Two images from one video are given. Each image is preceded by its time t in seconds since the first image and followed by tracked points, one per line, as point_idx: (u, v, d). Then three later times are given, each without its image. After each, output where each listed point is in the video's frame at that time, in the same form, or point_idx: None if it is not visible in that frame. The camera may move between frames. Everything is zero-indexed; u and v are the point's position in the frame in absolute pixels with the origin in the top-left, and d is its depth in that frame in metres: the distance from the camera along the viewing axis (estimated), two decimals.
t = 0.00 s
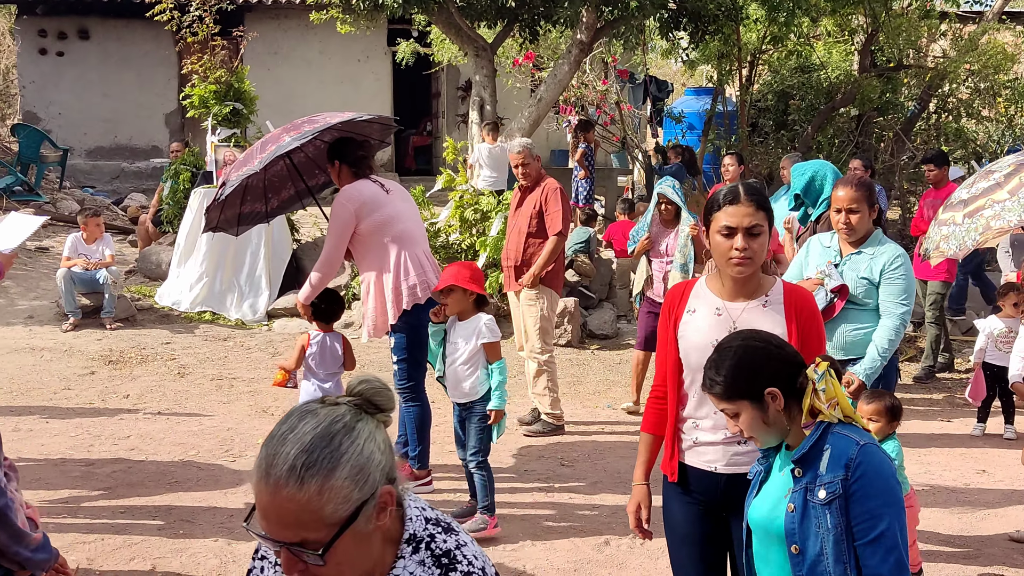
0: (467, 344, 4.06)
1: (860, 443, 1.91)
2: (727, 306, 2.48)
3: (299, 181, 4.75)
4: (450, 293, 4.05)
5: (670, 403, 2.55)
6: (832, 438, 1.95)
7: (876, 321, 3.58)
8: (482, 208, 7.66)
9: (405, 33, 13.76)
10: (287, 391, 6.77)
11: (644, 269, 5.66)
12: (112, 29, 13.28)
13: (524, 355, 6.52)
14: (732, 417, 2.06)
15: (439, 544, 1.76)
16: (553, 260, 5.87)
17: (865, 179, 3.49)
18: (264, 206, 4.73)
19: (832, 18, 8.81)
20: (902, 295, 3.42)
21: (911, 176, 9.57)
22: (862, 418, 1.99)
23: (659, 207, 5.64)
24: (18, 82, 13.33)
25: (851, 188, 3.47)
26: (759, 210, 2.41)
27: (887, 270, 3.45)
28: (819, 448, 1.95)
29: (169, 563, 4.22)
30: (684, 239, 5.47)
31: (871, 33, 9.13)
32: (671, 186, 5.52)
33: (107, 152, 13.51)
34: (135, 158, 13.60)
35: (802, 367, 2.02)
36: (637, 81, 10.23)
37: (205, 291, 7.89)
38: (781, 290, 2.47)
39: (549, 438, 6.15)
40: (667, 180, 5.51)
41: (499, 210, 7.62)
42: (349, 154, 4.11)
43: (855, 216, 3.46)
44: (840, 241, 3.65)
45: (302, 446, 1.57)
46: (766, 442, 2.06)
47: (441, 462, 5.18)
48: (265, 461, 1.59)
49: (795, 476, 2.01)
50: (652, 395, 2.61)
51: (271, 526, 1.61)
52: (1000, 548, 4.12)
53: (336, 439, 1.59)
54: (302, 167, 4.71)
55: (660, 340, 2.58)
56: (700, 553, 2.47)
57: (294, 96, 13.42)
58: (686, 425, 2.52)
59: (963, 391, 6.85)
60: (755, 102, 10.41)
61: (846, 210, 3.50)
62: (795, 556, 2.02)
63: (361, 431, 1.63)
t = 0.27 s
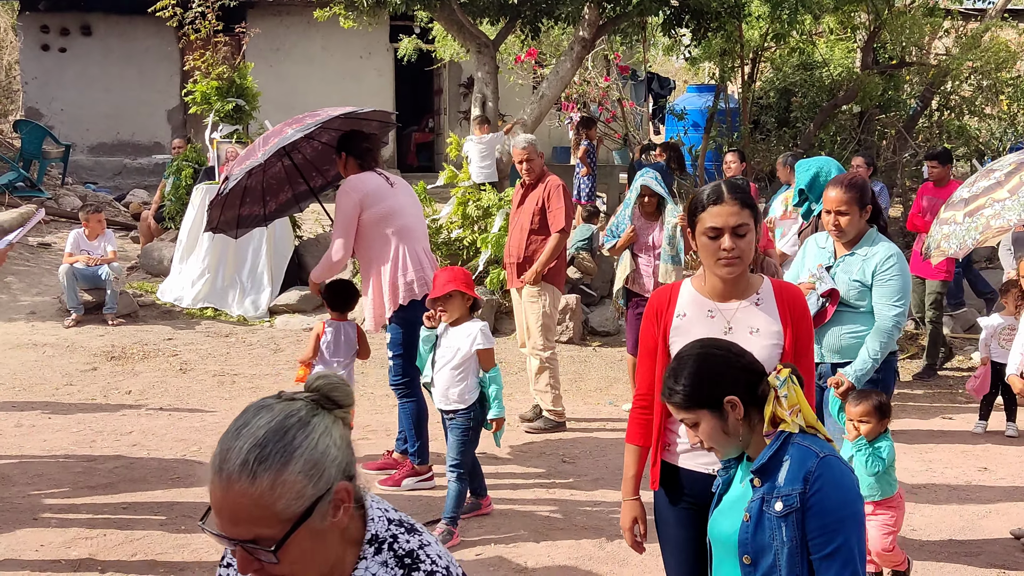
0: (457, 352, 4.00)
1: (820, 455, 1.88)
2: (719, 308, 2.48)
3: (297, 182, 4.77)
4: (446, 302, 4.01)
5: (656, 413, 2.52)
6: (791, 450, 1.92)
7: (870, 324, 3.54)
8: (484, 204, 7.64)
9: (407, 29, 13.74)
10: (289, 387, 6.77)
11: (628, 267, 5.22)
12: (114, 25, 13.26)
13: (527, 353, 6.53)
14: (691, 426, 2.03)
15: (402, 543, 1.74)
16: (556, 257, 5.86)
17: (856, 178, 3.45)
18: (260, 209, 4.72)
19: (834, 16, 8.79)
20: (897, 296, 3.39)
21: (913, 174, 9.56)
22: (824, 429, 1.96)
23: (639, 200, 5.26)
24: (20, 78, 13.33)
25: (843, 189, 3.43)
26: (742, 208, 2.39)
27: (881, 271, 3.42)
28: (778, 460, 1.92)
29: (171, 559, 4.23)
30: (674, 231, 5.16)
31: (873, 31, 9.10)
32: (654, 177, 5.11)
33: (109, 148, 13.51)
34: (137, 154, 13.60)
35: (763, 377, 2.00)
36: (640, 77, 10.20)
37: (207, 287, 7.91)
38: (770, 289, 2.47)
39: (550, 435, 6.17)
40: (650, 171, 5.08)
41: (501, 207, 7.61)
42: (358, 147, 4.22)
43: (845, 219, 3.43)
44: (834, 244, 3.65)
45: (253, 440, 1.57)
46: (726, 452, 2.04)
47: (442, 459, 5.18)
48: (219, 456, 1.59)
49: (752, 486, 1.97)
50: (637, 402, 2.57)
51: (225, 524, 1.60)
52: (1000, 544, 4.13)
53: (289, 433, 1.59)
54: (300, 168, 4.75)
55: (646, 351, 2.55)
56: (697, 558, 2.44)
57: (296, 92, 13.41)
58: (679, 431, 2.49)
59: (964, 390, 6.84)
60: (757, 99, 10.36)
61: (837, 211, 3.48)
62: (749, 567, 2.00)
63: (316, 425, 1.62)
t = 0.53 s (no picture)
0: (472, 355, 4.14)
1: (763, 455, 1.86)
2: (721, 313, 2.47)
3: (296, 177, 4.77)
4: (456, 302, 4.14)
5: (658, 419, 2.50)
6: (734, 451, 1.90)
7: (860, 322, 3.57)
8: (485, 201, 7.66)
9: (409, 26, 13.71)
10: (290, 384, 6.78)
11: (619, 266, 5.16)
12: (116, 22, 13.26)
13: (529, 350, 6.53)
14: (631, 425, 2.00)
15: (331, 555, 1.77)
16: (559, 254, 5.88)
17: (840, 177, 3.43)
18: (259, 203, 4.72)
19: (835, 13, 8.76)
20: (887, 296, 3.38)
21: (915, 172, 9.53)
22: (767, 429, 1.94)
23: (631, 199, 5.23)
24: (22, 74, 13.34)
25: (827, 189, 3.40)
26: (743, 214, 2.35)
27: (870, 271, 3.41)
28: (722, 461, 1.89)
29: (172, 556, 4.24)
30: (668, 229, 5.10)
31: (876, 28, 9.05)
32: (646, 176, 5.12)
33: (112, 145, 13.52)
34: (139, 151, 13.60)
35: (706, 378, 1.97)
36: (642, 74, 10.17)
37: (209, 283, 7.92)
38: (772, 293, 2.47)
39: (552, 432, 6.18)
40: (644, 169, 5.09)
41: (502, 204, 7.58)
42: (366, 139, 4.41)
43: (828, 219, 3.42)
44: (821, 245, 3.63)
45: (171, 445, 1.57)
46: (665, 453, 2.01)
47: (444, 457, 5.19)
48: (135, 463, 1.58)
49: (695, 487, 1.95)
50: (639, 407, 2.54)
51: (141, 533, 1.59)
52: (1000, 542, 4.13)
53: (209, 437, 1.59)
54: (301, 163, 4.76)
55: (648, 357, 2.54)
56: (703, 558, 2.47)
57: (297, 90, 13.40)
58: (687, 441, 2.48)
59: (967, 388, 6.83)
60: (760, 97, 10.36)
61: (820, 211, 3.46)
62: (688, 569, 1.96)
63: (237, 430, 1.63)
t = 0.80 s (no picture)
0: (475, 361, 3.99)
1: (722, 464, 1.83)
2: (739, 324, 2.38)
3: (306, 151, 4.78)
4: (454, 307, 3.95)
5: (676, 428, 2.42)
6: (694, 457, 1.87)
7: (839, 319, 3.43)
8: (488, 199, 7.65)
9: (412, 23, 13.71)
10: (292, 382, 6.78)
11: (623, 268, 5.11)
12: (119, 19, 13.25)
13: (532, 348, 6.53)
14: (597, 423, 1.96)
15: (193, 543, 1.76)
16: (566, 252, 5.92)
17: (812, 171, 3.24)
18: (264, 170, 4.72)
19: (840, 11, 8.77)
20: (863, 291, 3.18)
21: (919, 170, 9.54)
22: (732, 436, 1.91)
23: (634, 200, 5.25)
24: (25, 71, 13.34)
25: (800, 185, 3.21)
26: (762, 226, 2.28)
27: (845, 266, 3.22)
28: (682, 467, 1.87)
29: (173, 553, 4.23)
30: (672, 231, 5.11)
31: (880, 26, 9.05)
32: (651, 177, 5.12)
33: (114, 142, 13.52)
34: (142, 148, 13.61)
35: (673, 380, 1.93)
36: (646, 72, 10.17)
37: (212, 281, 7.92)
38: (794, 305, 2.38)
39: (554, 430, 6.18)
40: (648, 171, 5.10)
41: (505, 201, 7.57)
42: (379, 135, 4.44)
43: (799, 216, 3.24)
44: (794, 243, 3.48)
45: (13, 434, 1.63)
46: (630, 454, 1.97)
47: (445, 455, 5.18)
48: None
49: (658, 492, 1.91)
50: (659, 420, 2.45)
51: None
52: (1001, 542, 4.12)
53: (52, 423, 1.64)
54: (314, 139, 4.77)
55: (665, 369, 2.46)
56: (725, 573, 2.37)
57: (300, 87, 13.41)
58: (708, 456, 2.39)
59: (970, 387, 6.82)
60: (763, 95, 10.43)
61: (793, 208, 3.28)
62: None
63: (83, 417, 1.68)
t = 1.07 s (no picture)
0: (468, 373, 3.79)
1: (654, 488, 1.76)
2: (764, 341, 2.21)
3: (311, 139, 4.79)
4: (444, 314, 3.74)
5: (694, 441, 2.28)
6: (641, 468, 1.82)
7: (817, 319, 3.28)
8: (491, 196, 7.63)
9: (416, 21, 13.71)
10: (296, 379, 6.79)
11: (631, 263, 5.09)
12: (123, 16, 13.25)
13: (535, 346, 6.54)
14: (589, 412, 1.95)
15: (133, 550, 1.68)
16: (573, 250, 5.98)
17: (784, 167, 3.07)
18: (271, 161, 4.75)
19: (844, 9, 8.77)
20: (849, 292, 3.04)
21: (922, 168, 9.55)
22: (685, 458, 1.81)
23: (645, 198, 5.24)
24: (29, 69, 13.35)
25: (780, 179, 3.04)
26: (783, 239, 2.12)
27: (831, 266, 3.08)
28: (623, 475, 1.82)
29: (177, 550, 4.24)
30: (683, 231, 5.11)
31: (884, 24, 9.05)
32: (663, 173, 5.13)
33: (117, 140, 13.53)
34: (145, 146, 13.62)
35: (642, 389, 1.86)
36: (649, 71, 10.17)
37: (215, 278, 7.91)
38: (822, 323, 2.21)
39: (557, 428, 6.18)
40: (661, 167, 5.10)
41: (509, 199, 7.58)
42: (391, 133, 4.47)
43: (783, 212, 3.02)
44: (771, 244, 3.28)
45: None
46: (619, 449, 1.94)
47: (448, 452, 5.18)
48: None
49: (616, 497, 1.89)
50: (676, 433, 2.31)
51: None
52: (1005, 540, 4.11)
53: None
54: (316, 127, 4.77)
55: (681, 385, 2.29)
56: None
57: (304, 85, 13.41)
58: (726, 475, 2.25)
59: (973, 386, 6.82)
60: (767, 93, 10.43)
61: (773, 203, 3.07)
62: None
63: (14, 422, 1.60)
